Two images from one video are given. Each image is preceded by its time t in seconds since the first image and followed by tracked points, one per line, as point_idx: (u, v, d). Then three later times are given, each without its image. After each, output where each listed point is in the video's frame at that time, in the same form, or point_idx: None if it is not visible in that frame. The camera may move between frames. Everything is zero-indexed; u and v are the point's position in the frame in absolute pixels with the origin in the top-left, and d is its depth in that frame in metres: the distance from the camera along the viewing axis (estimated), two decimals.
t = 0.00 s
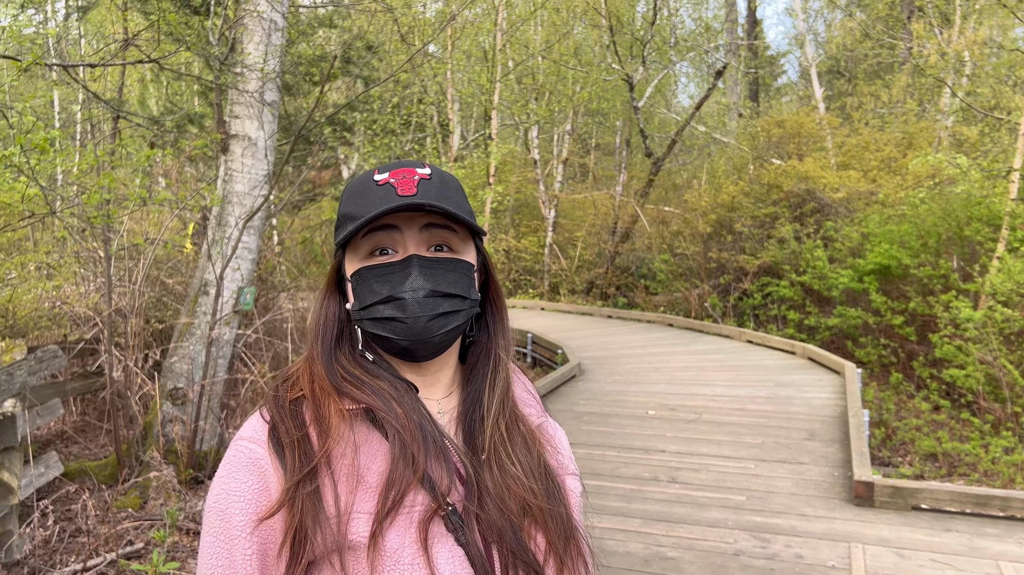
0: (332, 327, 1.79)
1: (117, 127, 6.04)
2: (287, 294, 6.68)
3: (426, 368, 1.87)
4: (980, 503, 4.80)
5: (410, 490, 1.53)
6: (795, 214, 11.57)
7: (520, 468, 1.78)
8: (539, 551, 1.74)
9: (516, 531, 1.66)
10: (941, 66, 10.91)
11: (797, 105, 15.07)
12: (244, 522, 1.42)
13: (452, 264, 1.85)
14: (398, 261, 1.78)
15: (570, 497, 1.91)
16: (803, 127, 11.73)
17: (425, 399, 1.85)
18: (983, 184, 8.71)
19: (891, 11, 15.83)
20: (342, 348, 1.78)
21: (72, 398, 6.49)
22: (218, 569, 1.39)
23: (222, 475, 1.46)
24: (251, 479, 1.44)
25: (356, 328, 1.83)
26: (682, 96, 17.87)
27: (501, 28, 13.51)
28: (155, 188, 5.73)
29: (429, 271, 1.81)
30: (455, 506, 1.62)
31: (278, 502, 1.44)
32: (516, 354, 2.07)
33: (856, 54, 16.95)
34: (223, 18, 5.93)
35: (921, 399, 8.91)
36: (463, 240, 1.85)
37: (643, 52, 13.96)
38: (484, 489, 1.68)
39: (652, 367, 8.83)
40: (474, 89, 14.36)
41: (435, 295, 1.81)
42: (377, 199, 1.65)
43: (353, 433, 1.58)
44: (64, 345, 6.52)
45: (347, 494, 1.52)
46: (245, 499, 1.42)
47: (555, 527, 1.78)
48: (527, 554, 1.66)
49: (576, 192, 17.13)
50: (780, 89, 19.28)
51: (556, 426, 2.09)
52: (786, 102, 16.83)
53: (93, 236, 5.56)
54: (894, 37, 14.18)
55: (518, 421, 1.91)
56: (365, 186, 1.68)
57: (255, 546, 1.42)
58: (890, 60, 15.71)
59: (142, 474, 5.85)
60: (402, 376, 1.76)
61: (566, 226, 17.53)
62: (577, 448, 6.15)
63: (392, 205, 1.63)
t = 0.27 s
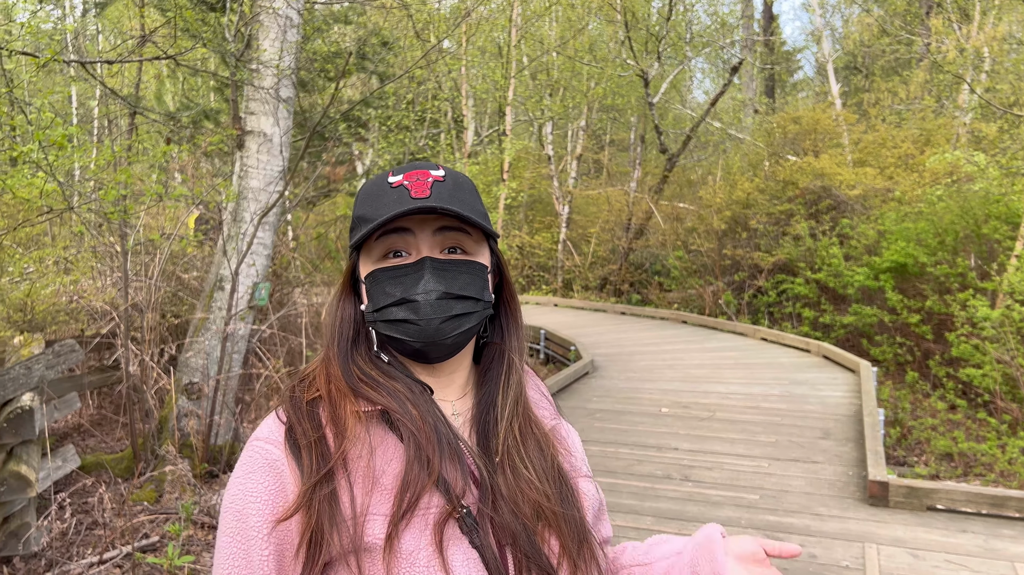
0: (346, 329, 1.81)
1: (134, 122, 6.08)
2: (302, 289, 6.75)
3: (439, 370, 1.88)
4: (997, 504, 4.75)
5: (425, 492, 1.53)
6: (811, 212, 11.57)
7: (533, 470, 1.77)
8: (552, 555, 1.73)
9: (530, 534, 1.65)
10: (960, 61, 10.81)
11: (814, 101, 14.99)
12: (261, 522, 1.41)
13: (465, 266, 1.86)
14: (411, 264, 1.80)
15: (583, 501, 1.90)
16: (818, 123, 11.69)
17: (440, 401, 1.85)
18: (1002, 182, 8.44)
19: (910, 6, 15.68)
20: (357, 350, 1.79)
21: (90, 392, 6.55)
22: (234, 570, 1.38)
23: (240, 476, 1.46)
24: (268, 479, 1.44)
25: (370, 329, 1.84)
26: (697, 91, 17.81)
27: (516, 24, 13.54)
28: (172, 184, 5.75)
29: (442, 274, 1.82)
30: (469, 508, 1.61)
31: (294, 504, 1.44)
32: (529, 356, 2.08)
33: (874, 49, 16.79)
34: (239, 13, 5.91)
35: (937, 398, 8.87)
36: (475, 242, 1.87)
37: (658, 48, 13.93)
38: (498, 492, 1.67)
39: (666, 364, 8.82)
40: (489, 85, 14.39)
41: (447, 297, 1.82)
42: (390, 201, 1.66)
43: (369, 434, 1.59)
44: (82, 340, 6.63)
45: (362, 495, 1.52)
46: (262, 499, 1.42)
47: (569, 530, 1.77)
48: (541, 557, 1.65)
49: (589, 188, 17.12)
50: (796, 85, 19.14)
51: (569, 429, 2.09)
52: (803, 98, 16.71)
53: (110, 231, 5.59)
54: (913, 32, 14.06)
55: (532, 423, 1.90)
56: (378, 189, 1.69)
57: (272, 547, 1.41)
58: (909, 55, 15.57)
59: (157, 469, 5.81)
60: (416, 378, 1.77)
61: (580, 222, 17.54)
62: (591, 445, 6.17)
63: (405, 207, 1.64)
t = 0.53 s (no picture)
0: (351, 332, 1.83)
1: (146, 119, 6.08)
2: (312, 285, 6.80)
3: (445, 372, 1.88)
4: (1006, 506, 4.72)
5: (430, 496, 1.57)
6: (821, 210, 11.55)
7: (539, 474, 1.78)
8: (559, 558, 1.73)
9: (535, 538, 1.67)
10: (974, 59, 10.75)
11: (827, 99, 14.92)
12: (268, 526, 1.47)
13: (471, 269, 1.84)
14: (417, 267, 1.80)
15: (591, 503, 1.87)
16: (830, 121, 11.65)
17: (446, 404, 1.86)
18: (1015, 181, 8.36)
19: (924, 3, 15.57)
20: (362, 354, 1.81)
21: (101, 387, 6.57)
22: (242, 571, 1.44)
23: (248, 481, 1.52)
24: (275, 483, 1.50)
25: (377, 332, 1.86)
26: (708, 88, 17.74)
27: (527, 21, 13.53)
28: (183, 181, 5.76)
29: (447, 277, 1.82)
30: (474, 512, 1.65)
31: (300, 509, 1.49)
32: (536, 358, 2.07)
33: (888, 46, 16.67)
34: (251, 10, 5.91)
35: (947, 399, 8.86)
36: (481, 246, 1.85)
37: (669, 45, 13.91)
38: (503, 496, 1.69)
39: (674, 363, 8.82)
40: (499, 82, 14.39)
41: (451, 301, 1.81)
42: (395, 205, 1.67)
43: (374, 439, 1.63)
44: (93, 335, 6.71)
45: (368, 501, 1.57)
46: (269, 505, 1.47)
47: (576, 533, 1.76)
48: (546, 561, 1.66)
49: (598, 185, 17.10)
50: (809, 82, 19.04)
51: (578, 430, 2.10)
52: (815, 95, 16.62)
53: (121, 227, 5.61)
54: (928, 30, 13.97)
55: (539, 425, 1.91)
56: (385, 192, 1.70)
57: (278, 551, 1.48)
58: (923, 53, 15.46)
59: (168, 465, 5.82)
60: (422, 381, 1.78)
61: (589, 220, 17.53)
62: (600, 443, 6.19)
63: (410, 211, 1.65)
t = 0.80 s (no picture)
0: (357, 330, 1.82)
1: (153, 116, 6.09)
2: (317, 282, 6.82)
3: (450, 371, 1.88)
4: (1011, 506, 4.71)
5: (433, 496, 1.58)
6: (827, 209, 11.53)
7: (541, 473, 1.78)
8: (560, 557, 1.74)
9: (537, 537, 1.68)
10: (981, 58, 10.71)
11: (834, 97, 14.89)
12: (271, 525, 1.48)
13: (483, 269, 1.85)
14: (429, 266, 1.80)
15: (591, 503, 1.90)
16: (836, 120, 11.64)
17: (449, 404, 1.85)
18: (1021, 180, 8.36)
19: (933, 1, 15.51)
20: (367, 353, 1.80)
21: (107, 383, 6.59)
22: (245, 570, 1.45)
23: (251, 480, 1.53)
24: (278, 482, 1.51)
25: (383, 331, 1.86)
26: (715, 87, 17.71)
27: (533, 19, 13.53)
28: (189, 178, 5.77)
29: (460, 277, 1.82)
30: (477, 511, 1.65)
31: (302, 509, 1.50)
32: (539, 357, 2.07)
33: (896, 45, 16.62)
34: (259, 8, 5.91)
35: (953, 399, 8.85)
36: (492, 246, 1.86)
37: (675, 44, 13.90)
38: (505, 495, 1.70)
39: (679, 361, 8.82)
40: (505, 80, 14.39)
41: (464, 301, 1.81)
42: (409, 203, 1.66)
43: (377, 439, 1.64)
44: (100, 332, 6.75)
45: (370, 500, 1.58)
46: (271, 504, 1.48)
47: (578, 533, 1.77)
48: (548, 560, 1.67)
49: (603, 183, 17.09)
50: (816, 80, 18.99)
51: (580, 430, 2.10)
52: (822, 94, 16.57)
53: (128, 224, 5.62)
54: (936, 28, 13.93)
55: (542, 425, 1.91)
56: (396, 189, 1.70)
57: (281, 550, 1.49)
58: (931, 52, 15.41)
59: (174, 461, 5.84)
60: (426, 382, 1.78)
61: (594, 218, 17.52)
62: (605, 441, 6.19)
63: (424, 209, 1.64)
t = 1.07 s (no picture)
0: (360, 327, 1.83)
1: (154, 114, 6.09)
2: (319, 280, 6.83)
3: (451, 371, 1.88)
4: (1012, 506, 4.70)
5: (434, 497, 1.58)
6: (828, 208, 11.51)
7: (543, 474, 1.79)
8: (561, 558, 1.73)
9: (538, 538, 1.68)
10: (984, 58, 10.70)
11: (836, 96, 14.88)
12: (271, 525, 1.48)
13: (486, 267, 1.85)
14: (433, 264, 1.80)
15: (592, 505, 1.90)
16: (838, 120, 11.64)
17: (451, 404, 1.85)
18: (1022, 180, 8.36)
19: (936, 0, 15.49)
20: (369, 351, 1.80)
21: (109, 380, 6.60)
22: (245, 570, 1.45)
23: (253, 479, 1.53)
24: (279, 481, 1.51)
25: (385, 329, 1.85)
26: (717, 86, 17.71)
27: (535, 18, 13.52)
28: (190, 176, 5.78)
29: (463, 275, 1.82)
30: (478, 513, 1.65)
31: (303, 509, 1.50)
32: (541, 358, 2.08)
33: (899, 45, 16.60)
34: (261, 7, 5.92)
35: (954, 398, 8.85)
36: (495, 245, 1.86)
37: (677, 43, 13.90)
38: (507, 496, 1.70)
39: (680, 361, 8.82)
40: (507, 79, 14.39)
41: (467, 299, 1.81)
42: (413, 201, 1.66)
43: (379, 439, 1.64)
44: (102, 329, 6.77)
45: (371, 500, 1.58)
46: (272, 504, 1.48)
47: (579, 534, 1.77)
48: (549, 561, 1.68)
49: (604, 183, 17.09)
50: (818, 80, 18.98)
51: (581, 430, 2.10)
52: (824, 93, 16.58)
53: (129, 222, 5.63)
54: (938, 27, 13.93)
55: (543, 426, 1.91)
56: (400, 187, 1.70)
57: (281, 550, 1.49)
58: (933, 51, 15.40)
59: (174, 459, 5.85)
60: (427, 382, 1.78)
61: (595, 217, 17.53)
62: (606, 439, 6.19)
63: (428, 207, 1.64)
